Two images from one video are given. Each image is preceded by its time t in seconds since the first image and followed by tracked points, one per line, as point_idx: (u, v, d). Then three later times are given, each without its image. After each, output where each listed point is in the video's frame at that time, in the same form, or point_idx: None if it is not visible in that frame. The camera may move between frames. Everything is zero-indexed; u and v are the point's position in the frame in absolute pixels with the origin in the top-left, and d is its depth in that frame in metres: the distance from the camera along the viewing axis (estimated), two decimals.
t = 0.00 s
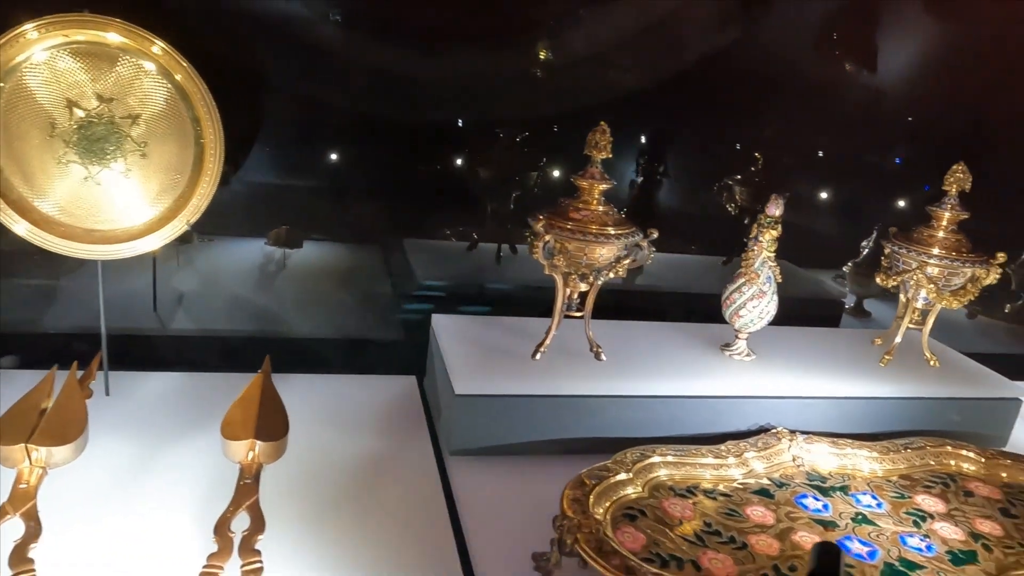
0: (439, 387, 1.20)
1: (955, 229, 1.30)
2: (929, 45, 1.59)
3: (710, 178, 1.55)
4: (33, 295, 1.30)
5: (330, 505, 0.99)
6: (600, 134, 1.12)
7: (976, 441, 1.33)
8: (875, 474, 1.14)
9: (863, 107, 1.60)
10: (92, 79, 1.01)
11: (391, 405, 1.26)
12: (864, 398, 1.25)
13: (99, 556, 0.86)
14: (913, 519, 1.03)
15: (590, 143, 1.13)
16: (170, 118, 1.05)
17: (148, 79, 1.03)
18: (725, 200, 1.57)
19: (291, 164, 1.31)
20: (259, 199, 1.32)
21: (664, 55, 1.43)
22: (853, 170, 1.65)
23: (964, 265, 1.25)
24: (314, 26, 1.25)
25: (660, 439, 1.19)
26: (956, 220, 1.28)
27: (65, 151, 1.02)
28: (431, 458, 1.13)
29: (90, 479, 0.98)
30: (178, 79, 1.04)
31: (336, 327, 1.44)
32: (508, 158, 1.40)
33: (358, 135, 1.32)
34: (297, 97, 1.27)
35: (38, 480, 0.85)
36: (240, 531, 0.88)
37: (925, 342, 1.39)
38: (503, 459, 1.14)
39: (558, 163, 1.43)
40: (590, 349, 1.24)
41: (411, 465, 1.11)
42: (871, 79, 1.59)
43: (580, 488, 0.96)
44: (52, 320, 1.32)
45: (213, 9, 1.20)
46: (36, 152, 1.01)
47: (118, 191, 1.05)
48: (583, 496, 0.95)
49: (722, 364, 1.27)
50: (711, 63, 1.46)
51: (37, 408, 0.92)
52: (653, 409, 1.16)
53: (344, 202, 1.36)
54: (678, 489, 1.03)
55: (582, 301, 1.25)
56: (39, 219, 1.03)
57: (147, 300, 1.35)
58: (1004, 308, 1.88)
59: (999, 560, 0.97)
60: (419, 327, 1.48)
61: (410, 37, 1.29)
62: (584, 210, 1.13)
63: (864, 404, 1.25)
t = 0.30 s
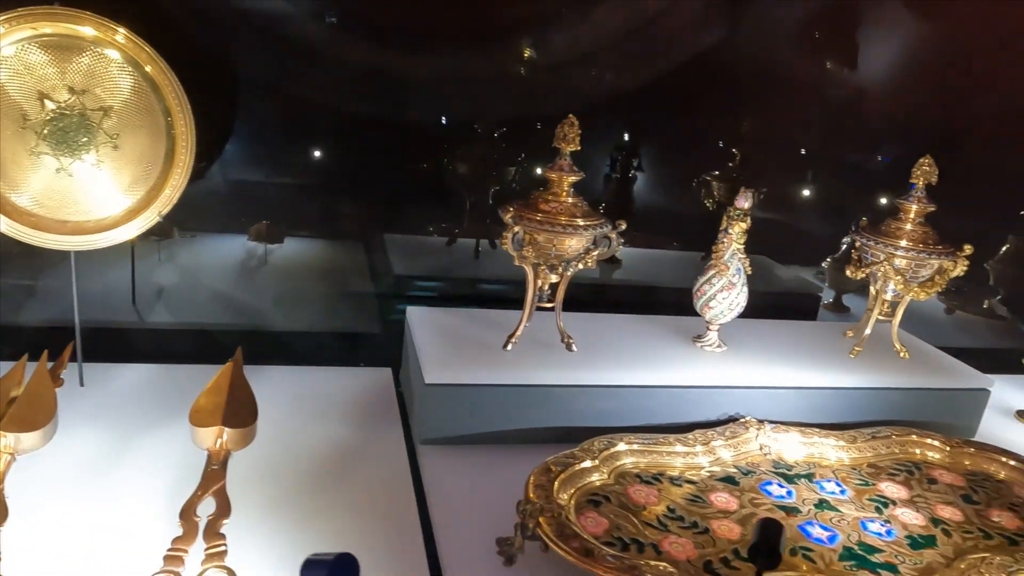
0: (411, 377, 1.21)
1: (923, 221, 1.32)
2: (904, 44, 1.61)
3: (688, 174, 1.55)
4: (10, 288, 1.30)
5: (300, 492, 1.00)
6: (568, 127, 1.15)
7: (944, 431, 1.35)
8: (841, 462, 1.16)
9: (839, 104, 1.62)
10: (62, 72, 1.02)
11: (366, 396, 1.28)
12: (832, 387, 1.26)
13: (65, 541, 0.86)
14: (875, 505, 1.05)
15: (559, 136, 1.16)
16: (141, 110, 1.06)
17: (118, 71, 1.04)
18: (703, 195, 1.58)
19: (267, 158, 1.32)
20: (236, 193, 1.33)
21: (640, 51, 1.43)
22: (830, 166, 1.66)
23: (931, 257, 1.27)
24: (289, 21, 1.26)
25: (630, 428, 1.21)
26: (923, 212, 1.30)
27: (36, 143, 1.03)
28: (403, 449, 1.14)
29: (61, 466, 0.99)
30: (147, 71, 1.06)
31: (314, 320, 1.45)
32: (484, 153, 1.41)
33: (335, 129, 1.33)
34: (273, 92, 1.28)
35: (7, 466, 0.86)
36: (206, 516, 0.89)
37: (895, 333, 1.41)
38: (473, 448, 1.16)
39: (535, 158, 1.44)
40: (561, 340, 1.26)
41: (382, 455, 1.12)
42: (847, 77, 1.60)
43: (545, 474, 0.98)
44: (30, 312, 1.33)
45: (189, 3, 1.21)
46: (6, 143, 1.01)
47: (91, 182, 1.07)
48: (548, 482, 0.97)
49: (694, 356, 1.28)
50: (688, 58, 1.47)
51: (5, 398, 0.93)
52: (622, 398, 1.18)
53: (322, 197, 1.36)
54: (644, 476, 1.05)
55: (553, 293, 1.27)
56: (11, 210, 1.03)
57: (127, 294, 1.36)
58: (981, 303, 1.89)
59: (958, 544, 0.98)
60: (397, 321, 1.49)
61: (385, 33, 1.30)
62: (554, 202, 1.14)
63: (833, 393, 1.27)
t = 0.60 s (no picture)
0: (387, 368, 1.22)
1: (895, 215, 1.34)
2: (884, 41, 1.62)
3: (667, 169, 1.56)
4: None
5: (275, 480, 1.01)
6: (541, 121, 1.15)
7: (917, 421, 1.36)
8: (813, 451, 1.17)
9: (818, 100, 1.63)
10: (37, 65, 1.03)
11: (345, 388, 1.29)
12: (804, 378, 1.28)
13: (40, 526, 0.87)
14: (842, 492, 1.06)
15: (533, 129, 1.17)
16: (117, 102, 1.08)
17: (93, 62, 1.05)
18: (685, 191, 1.59)
19: (245, 153, 1.32)
20: (213, 187, 1.33)
21: (618, 47, 1.44)
22: (810, 161, 1.67)
23: (902, 249, 1.29)
24: (267, 15, 1.26)
25: (604, 418, 1.22)
26: (895, 206, 1.32)
27: (13, 135, 1.04)
28: (379, 440, 1.15)
29: (36, 455, 1.00)
30: (122, 63, 1.07)
31: (295, 314, 1.46)
32: (465, 148, 1.42)
33: (313, 124, 1.33)
34: (251, 86, 1.29)
35: None
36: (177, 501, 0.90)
37: (869, 326, 1.42)
38: (447, 437, 1.17)
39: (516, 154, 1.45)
40: (537, 332, 1.27)
41: (358, 444, 1.13)
42: (825, 73, 1.61)
43: (515, 461, 0.99)
44: (11, 305, 1.33)
45: None
46: None
47: (68, 173, 1.08)
48: (518, 468, 0.98)
49: (670, 347, 1.29)
50: (666, 54, 1.48)
51: None
52: (595, 388, 1.19)
53: (303, 191, 1.37)
54: (614, 464, 1.06)
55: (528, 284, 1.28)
56: None
57: (110, 287, 1.37)
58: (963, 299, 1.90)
59: (923, 529, 0.99)
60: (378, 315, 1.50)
61: (363, 27, 1.30)
62: (527, 194, 1.15)
63: (806, 384, 1.28)
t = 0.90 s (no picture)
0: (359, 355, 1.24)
1: (862, 205, 1.35)
2: (863, 35, 1.62)
3: (644, 162, 1.57)
4: None
5: (244, 462, 1.03)
6: (509, 110, 1.18)
7: (885, 408, 1.39)
8: (779, 436, 1.19)
9: (794, 92, 1.64)
10: (8, 54, 1.04)
11: (319, 375, 1.30)
12: (772, 365, 1.30)
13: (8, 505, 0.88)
14: (804, 475, 1.08)
15: (501, 118, 1.19)
16: (88, 91, 1.09)
17: (64, 51, 1.07)
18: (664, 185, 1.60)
19: (218, 143, 1.32)
20: (187, 178, 1.33)
21: (593, 38, 1.44)
22: (787, 155, 1.68)
23: (869, 238, 1.31)
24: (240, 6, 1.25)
25: (573, 404, 1.24)
26: (862, 195, 1.34)
27: None
28: (349, 426, 1.16)
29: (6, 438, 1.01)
30: (93, 52, 1.08)
31: (273, 304, 1.47)
32: (443, 141, 1.42)
33: (286, 113, 1.33)
34: (222, 75, 1.28)
35: None
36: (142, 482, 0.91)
37: (838, 315, 1.44)
38: (418, 423, 1.18)
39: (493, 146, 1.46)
40: (508, 319, 1.29)
41: (330, 428, 1.15)
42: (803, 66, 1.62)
43: (481, 445, 1.00)
44: None
45: None
46: None
47: (42, 161, 1.09)
48: (482, 451, 0.99)
49: (640, 335, 1.31)
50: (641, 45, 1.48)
51: None
52: (563, 374, 1.21)
53: (279, 183, 1.37)
54: (580, 448, 1.08)
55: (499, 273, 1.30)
56: None
57: (88, 279, 1.38)
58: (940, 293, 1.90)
59: (880, 510, 1.01)
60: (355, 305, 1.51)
61: (340, 19, 1.30)
62: (496, 182, 1.17)
63: (774, 371, 1.30)
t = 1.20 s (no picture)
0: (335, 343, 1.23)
1: (840, 194, 1.35)
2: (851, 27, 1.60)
3: (627, 153, 1.56)
4: None
5: (215, 448, 1.02)
6: (485, 97, 1.18)
7: (863, 398, 1.39)
8: (755, 425, 1.19)
9: (781, 85, 1.62)
10: None
11: (296, 364, 1.30)
12: (750, 355, 1.30)
13: None
14: (778, 463, 1.08)
15: (478, 106, 1.19)
16: (60, 76, 1.08)
17: (35, 36, 1.06)
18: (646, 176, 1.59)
19: (195, 132, 1.31)
20: (164, 168, 1.32)
21: (576, 29, 1.42)
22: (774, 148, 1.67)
23: (847, 227, 1.30)
24: None
25: (550, 393, 1.24)
26: (840, 184, 1.34)
27: None
28: (324, 413, 1.16)
29: None
30: (65, 37, 1.07)
31: (252, 295, 1.46)
32: (423, 131, 1.41)
33: (262, 103, 1.32)
34: (199, 63, 1.27)
35: None
36: (108, 466, 0.91)
37: (817, 305, 1.44)
38: (393, 411, 1.18)
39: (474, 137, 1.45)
40: (485, 308, 1.29)
41: (304, 416, 1.14)
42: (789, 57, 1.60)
43: (452, 432, 0.99)
44: None
45: None
46: None
47: (14, 147, 1.08)
48: (454, 438, 0.99)
49: (619, 325, 1.31)
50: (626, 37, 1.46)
51: None
52: (540, 362, 1.20)
53: (257, 173, 1.36)
54: (554, 435, 1.08)
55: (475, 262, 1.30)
56: None
57: (66, 270, 1.36)
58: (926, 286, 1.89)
59: (853, 497, 1.01)
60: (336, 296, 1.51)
61: (318, 6, 1.28)
62: (472, 169, 1.17)
63: (753, 360, 1.30)
